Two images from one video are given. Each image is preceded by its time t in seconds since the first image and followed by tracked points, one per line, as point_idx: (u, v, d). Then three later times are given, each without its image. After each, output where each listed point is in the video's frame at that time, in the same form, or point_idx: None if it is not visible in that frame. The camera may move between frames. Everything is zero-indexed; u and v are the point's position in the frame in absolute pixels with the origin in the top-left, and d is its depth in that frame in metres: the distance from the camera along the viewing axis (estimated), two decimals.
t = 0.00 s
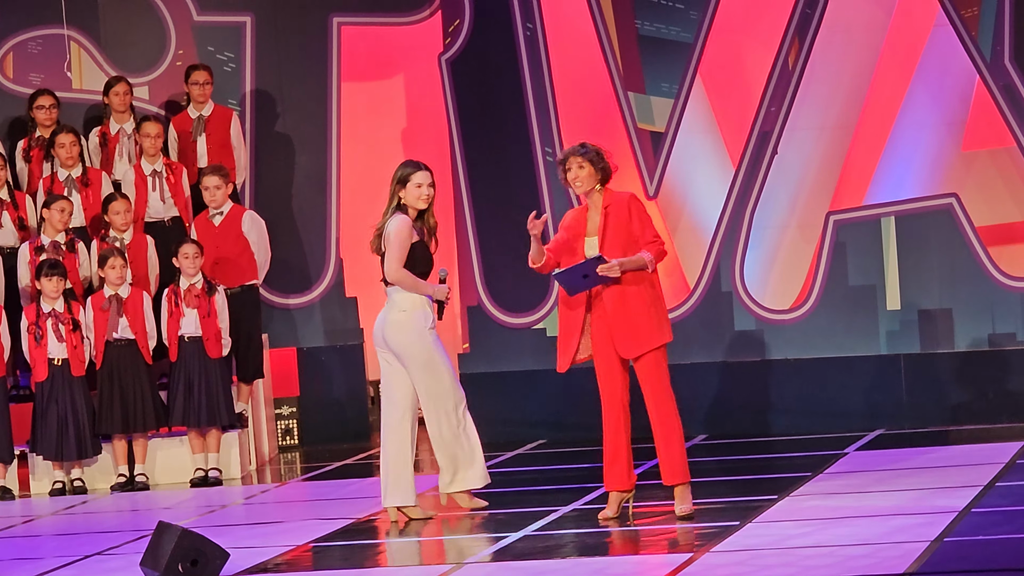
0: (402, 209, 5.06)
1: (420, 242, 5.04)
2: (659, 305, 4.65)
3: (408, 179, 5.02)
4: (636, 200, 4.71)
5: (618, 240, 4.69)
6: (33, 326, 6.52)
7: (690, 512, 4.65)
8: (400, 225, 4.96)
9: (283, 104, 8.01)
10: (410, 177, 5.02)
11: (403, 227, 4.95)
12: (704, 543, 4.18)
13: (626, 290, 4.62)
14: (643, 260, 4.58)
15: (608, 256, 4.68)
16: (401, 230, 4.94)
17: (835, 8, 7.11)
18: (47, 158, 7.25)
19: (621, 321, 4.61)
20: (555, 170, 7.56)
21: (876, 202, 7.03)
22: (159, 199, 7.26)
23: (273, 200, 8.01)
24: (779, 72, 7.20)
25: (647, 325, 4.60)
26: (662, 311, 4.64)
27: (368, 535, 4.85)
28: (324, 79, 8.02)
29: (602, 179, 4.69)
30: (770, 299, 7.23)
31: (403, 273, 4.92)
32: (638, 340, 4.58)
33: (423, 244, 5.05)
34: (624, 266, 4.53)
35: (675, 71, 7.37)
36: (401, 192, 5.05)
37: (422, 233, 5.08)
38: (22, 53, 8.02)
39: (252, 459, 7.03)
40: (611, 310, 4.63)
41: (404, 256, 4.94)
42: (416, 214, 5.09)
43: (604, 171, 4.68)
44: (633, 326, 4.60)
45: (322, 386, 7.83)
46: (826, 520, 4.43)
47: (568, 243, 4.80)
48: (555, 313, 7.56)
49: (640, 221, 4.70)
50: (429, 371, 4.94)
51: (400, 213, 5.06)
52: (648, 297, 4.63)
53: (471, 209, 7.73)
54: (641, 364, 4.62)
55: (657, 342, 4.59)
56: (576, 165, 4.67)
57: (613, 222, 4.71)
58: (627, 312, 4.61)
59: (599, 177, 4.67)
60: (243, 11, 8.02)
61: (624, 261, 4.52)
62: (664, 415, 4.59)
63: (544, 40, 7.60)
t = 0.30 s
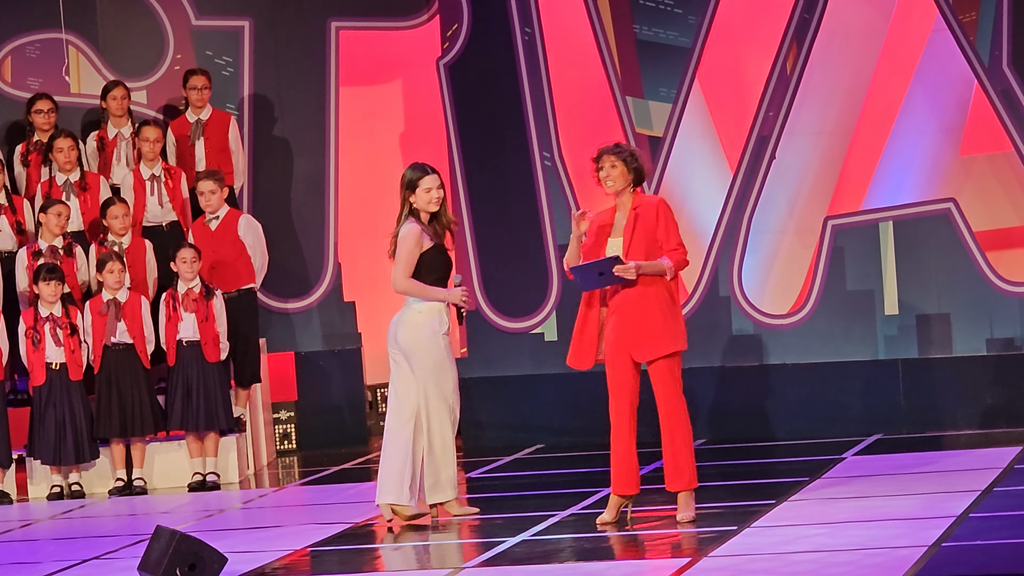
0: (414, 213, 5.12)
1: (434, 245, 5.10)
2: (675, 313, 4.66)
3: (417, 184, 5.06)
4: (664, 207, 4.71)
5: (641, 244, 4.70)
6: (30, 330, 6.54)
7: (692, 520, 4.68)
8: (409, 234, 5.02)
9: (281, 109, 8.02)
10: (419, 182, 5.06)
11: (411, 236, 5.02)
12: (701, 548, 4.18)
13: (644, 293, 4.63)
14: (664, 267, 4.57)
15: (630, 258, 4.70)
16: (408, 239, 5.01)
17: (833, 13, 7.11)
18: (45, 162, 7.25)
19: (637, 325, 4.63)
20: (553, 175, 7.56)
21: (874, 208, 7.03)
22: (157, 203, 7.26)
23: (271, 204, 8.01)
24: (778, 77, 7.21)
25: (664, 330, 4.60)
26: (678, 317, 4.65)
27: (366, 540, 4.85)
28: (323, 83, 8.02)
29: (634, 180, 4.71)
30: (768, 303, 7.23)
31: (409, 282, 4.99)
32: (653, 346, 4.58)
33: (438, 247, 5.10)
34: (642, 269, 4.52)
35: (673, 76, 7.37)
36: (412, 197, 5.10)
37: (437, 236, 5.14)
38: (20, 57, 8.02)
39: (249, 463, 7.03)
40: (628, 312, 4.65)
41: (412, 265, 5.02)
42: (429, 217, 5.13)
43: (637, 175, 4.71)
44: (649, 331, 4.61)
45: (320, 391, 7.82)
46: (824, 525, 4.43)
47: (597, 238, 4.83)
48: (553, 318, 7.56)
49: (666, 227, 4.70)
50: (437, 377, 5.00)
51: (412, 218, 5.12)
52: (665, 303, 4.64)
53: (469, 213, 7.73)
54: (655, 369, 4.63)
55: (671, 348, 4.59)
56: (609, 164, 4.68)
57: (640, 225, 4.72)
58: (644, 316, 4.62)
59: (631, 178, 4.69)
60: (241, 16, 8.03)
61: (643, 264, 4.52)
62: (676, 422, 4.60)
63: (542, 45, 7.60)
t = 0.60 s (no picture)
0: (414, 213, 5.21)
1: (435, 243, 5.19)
2: (689, 316, 4.64)
3: (415, 186, 5.15)
4: (682, 211, 4.69)
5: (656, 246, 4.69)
6: (29, 333, 6.52)
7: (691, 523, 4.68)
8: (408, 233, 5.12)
9: (281, 112, 8.02)
10: (416, 184, 5.15)
11: (408, 234, 5.11)
12: (700, 552, 4.18)
13: (659, 296, 4.62)
14: (678, 270, 4.58)
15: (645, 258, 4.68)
16: (406, 239, 5.10)
17: (833, 17, 7.12)
18: (44, 165, 7.25)
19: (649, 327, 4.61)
20: (552, 179, 7.56)
21: (873, 211, 7.04)
22: (156, 206, 7.25)
23: (271, 207, 8.00)
24: (777, 80, 7.21)
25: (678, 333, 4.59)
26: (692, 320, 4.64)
27: (365, 543, 4.85)
28: (322, 86, 8.02)
29: (653, 181, 4.71)
30: (767, 306, 7.23)
31: (411, 280, 5.09)
32: (666, 349, 4.57)
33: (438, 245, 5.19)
34: (655, 270, 4.51)
35: (673, 80, 7.37)
36: (411, 198, 5.19)
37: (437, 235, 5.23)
38: (19, 60, 8.02)
39: (248, 466, 7.02)
40: (640, 313, 4.65)
41: (411, 263, 5.11)
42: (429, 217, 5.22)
43: (659, 178, 4.70)
44: (662, 334, 4.59)
45: (319, 394, 7.82)
46: (822, 529, 4.43)
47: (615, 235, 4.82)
48: (551, 321, 7.56)
49: (683, 231, 4.68)
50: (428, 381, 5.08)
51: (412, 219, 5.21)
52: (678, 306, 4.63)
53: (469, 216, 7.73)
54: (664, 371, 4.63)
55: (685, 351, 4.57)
56: (629, 165, 4.69)
57: (656, 227, 4.71)
58: (657, 318, 4.61)
59: (651, 180, 4.69)
60: (241, 19, 8.03)
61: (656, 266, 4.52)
62: (681, 426, 4.59)
63: (541, 48, 7.60)
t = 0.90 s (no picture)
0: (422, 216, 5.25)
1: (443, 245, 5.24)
2: (693, 322, 4.65)
3: (423, 188, 5.20)
4: (689, 217, 4.67)
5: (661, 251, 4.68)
6: (29, 336, 6.52)
7: (691, 526, 4.67)
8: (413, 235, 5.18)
9: (281, 115, 8.02)
10: (424, 186, 5.20)
11: (413, 237, 5.18)
12: (699, 555, 4.18)
13: (663, 302, 4.61)
14: (682, 276, 4.58)
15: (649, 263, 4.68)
16: (410, 241, 5.16)
17: (833, 21, 7.13)
18: (44, 167, 7.24)
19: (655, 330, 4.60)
20: (552, 182, 7.57)
21: (873, 214, 7.04)
22: (157, 208, 7.25)
23: (271, 209, 8.00)
24: (777, 83, 7.22)
25: (681, 339, 4.59)
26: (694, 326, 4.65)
27: (364, 545, 4.85)
28: (322, 88, 8.02)
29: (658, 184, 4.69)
30: (767, 310, 7.23)
31: (415, 282, 5.16)
32: (669, 354, 4.56)
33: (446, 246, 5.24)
34: (658, 276, 4.52)
35: (673, 83, 7.38)
36: (420, 201, 5.23)
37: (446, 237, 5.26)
38: (20, 62, 8.03)
39: (248, 469, 7.02)
40: (645, 317, 4.64)
41: (416, 265, 5.17)
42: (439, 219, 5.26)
43: (668, 181, 4.69)
44: (667, 339, 4.58)
45: (319, 397, 7.82)
46: (822, 532, 4.43)
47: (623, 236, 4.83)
48: (551, 324, 7.56)
49: (688, 237, 4.66)
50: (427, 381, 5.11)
51: (421, 221, 5.25)
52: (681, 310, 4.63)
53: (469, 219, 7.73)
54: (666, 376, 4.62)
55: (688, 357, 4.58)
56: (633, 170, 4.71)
57: (662, 232, 4.70)
58: (660, 323, 4.59)
59: (659, 185, 4.68)
60: (241, 21, 8.03)
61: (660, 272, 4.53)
62: (682, 431, 4.59)
63: (541, 51, 7.60)
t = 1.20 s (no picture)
0: (435, 215, 5.25)
1: (455, 244, 5.24)
2: (697, 328, 4.62)
3: (439, 188, 5.18)
4: (683, 222, 4.63)
5: (659, 259, 4.67)
6: (29, 338, 6.53)
7: (692, 528, 4.67)
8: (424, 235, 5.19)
9: (282, 117, 8.01)
10: (440, 187, 5.18)
11: (424, 237, 5.18)
12: (699, 558, 4.17)
13: (660, 312, 4.62)
14: (680, 284, 4.57)
15: (648, 272, 4.69)
16: (420, 242, 5.17)
17: (833, 24, 7.13)
18: (44, 169, 7.25)
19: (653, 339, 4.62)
20: (552, 185, 7.56)
21: (873, 217, 7.04)
22: (157, 210, 7.26)
23: (271, 212, 8.00)
24: (777, 86, 7.22)
25: (683, 345, 4.59)
26: (701, 330, 4.63)
27: (364, 548, 4.85)
28: (323, 91, 8.03)
29: (655, 188, 4.68)
30: (767, 313, 7.22)
31: (423, 281, 5.18)
32: (669, 360, 4.58)
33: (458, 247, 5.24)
34: (651, 286, 4.58)
35: (673, 85, 7.38)
36: (435, 201, 5.22)
37: (459, 237, 5.27)
38: (20, 64, 8.03)
39: (248, 471, 7.02)
40: (646, 324, 4.66)
41: (425, 266, 5.18)
42: (453, 220, 5.26)
43: (666, 186, 4.70)
44: (667, 345, 4.59)
45: (318, 399, 7.82)
46: (823, 535, 4.43)
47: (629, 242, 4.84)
48: (552, 326, 7.56)
49: (683, 242, 4.61)
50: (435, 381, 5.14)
51: (434, 222, 5.25)
52: (684, 315, 4.62)
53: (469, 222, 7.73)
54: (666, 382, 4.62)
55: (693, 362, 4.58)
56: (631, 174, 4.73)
57: (659, 238, 4.67)
58: (659, 331, 4.62)
59: (655, 188, 4.68)
60: (241, 24, 8.03)
61: (654, 283, 4.58)
62: (682, 434, 4.58)
63: (541, 53, 7.60)
